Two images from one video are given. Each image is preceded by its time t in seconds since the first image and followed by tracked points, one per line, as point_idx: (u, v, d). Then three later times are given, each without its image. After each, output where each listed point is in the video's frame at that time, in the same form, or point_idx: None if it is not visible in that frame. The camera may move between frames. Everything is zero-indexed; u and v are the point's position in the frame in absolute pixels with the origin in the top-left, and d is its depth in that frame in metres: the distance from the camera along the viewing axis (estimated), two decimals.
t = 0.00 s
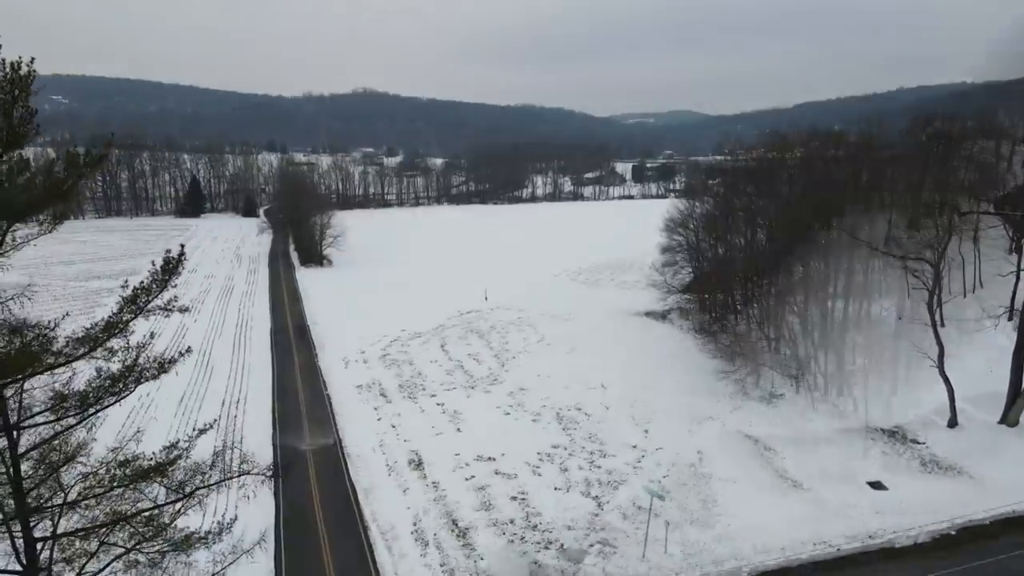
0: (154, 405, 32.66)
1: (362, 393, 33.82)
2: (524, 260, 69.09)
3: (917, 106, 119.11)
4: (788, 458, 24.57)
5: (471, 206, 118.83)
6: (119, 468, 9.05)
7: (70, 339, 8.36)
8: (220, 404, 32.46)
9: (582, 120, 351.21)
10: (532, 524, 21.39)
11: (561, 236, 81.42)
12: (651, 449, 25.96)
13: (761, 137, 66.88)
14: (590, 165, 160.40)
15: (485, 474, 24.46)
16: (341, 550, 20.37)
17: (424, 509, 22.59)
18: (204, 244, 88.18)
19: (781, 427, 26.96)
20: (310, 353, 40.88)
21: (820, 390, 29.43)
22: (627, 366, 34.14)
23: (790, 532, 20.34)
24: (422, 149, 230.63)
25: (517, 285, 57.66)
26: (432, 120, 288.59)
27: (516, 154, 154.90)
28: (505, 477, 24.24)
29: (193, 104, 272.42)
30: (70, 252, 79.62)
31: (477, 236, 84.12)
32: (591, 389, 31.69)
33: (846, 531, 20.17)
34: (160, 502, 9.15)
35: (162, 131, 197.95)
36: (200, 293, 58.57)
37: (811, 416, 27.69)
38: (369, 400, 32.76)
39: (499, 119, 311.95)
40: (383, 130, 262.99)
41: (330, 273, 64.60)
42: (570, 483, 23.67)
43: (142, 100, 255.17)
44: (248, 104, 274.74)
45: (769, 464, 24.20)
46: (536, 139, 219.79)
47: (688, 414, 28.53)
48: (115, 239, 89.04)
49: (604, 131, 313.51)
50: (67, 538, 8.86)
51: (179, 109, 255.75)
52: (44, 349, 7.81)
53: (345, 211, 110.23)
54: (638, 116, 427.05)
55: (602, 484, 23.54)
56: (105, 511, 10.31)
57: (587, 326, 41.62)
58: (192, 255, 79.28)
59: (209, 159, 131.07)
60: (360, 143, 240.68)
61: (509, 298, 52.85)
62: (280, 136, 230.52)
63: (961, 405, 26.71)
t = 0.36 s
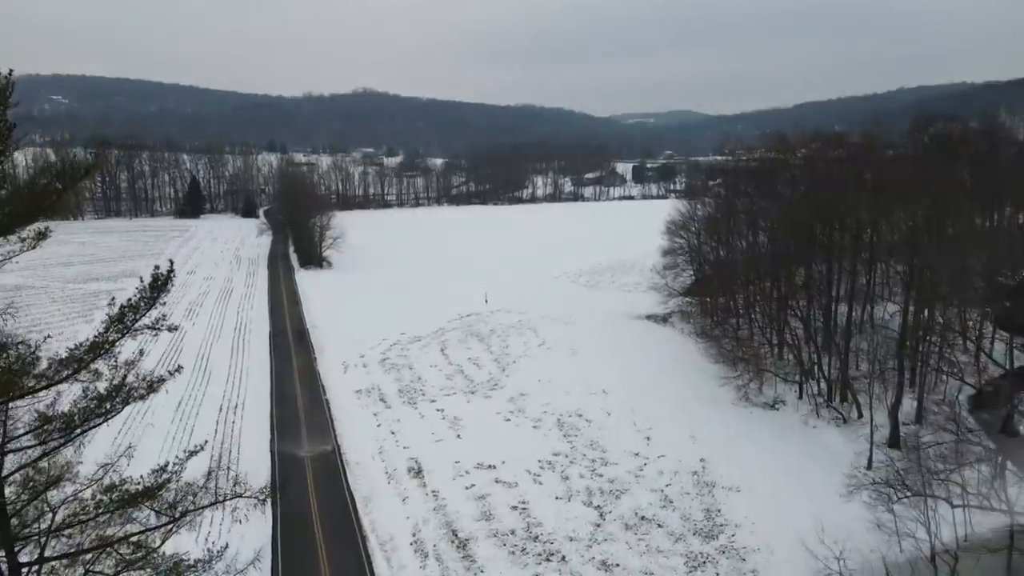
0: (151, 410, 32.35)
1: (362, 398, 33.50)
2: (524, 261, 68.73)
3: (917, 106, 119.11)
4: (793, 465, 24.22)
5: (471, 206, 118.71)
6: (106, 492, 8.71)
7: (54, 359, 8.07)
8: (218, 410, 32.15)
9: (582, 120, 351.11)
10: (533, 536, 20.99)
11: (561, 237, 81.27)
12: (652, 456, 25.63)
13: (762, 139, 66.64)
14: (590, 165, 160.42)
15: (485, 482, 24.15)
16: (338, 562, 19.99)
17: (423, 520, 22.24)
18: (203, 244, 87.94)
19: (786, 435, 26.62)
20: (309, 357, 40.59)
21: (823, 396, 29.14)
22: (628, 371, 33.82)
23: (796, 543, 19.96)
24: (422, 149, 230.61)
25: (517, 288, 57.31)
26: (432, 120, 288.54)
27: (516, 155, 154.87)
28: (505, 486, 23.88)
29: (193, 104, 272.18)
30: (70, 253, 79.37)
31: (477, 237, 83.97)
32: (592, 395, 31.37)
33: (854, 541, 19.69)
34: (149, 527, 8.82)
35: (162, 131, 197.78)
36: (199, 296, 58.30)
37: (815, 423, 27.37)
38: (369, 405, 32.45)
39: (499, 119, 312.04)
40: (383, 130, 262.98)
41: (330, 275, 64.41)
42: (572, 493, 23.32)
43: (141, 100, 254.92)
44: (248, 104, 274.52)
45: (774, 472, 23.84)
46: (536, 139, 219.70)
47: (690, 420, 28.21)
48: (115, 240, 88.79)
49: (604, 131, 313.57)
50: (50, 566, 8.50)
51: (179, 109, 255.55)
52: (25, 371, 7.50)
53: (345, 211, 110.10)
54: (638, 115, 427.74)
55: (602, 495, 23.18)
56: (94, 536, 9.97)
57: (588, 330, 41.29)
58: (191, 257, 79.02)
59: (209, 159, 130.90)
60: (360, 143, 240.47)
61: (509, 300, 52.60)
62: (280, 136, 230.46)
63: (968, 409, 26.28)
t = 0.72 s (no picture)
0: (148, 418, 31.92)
1: (360, 404, 33.10)
2: (525, 264, 68.21)
3: (919, 106, 118.51)
4: (797, 476, 23.80)
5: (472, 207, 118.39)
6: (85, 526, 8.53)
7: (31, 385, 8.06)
8: (215, 417, 31.82)
9: (583, 120, 350.48)
10: (534, 549, 20.61)
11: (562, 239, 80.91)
12: (654, 464, 25.24)
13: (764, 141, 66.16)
14: (590, 166, 160.10)
15: (486, 493, 23.78)
16: None
17: (422, 532, 21.89)
18: (203, 246, 87.54)
19: (790, 443, 26.30)
20: (307, 362, 40.22)
21: (827, 403, 28.80)
22: (630, 377, 33.42)
23: (804, 557, 19.56)
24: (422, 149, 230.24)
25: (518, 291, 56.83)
26: (433, 120, 288.21)
27: (516, 155, 154.54)
28: (505, 496, 23.50)
29: (192, 104, 271.79)
30: (68, 254, 78.98)
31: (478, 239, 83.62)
32: (594, 402, 30.97)
33: (860, 554, 19.26)
34: (128, 563, 8.60)
35: (162, 131, 197.30)
36: (198, 299, 57.94)
37: (820, 431, 27.00)
38: (367, 412, 32.06)
39: (499, 119, 311.72)
40: (383, 130, 262.61)
41: (330, 277, 64.06)
42: (573, 503, 22.95)
43: (141, 100, 254.46)
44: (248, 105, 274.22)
45: (781, 483, 23.39)
46: (536, 140, 219.15)
47: (693, 428, 27.80)
48: (114, 241, 88.44)
49: (605, 131, 313.36)
50: None
51: (178, 109, 255.17)
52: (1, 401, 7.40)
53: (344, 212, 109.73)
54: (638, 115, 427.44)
55: (605, 503, 22.85)
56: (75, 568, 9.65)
57: (590, 335, 40.84)
58: (191, 258, 78.68)
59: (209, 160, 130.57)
60: (361, 143, 240.18)
61: (510, 304, 52.20)
62: (280, 136, 230.03)
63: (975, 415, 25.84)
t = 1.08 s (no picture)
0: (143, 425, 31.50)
1: (358, 411, 32.67)
2: (525, 266, 67.73)
3: (920, 106, 118.01)
4: (803, 488, 23.34)
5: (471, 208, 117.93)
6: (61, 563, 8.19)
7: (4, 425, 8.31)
8: (211, 425, 31.41)
9: (583, 120, 349.97)
10: (537, 566, 20.13)
11: (562, 241, 80.44)
12: (657, 475, 24.80)
13: (766, 143, 65.69)
14: (590, 167, 159.78)
15: (486, 504, 23.36)
16: None
17: (421, 545, 21.46)
18: (201, 247, 87.13)
19: (793, 452, 25.90)
20: (305, 366, 39.76)
21: (832, 411, 28.38)
22: (631, 383, 32.94)
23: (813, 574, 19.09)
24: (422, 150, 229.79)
25: (518, 293, 56.35)
26: (432, 121, 287.86)
27: (516, 156, 154.16)
28: (506, 509, 23.05)
29: (192, 104, 271.34)
30: (66, 256, 78.54)
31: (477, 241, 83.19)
32: (595, 408, 30.55)
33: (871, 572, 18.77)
34: None
35: (161, 130, 196.79)
36: (195, 301, 57.51)
37: (825, 440, 26.56)
38: (365, 419, 31.64)
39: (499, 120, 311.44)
40: (383, 130, 262.25)
41: (328, 280, 63.60)
42: (575, 515, 22.52)
43: (141, 100, 254.12)
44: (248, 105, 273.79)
45: (787, 495, 22.93)
46: (537, 140, 219.21)
47: (696, 437, 27.38)
48: (112, 242, 87.99)
49: (605, 131, 313.06)
50: None
51: (178, 109, 254.79)
52: None
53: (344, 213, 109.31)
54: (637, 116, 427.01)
55: (608, 515, 22.42)
56: None
57: (591, 339, 40.36)
58: (189, 260, 78.29)
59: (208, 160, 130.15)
60: (360, 143, 239.80)
61: (510, 306, 51.76)
62: (279, 136, 229.63)
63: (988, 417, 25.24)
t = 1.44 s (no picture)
0: (138, 432, 31.10)
1: (357, 418, 32.20)
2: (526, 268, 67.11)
3: (924, 106, 117.25)
4: (809, 500, 22.91)
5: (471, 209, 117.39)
6: None
7: None
8: (207, 432, 30.98)
9: (584, 120, 349.33)
10: None
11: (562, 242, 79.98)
12: (660, 485, 24.34)
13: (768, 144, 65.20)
14: (591, 168, 159.31)
15: (486, 516, 22.91)
16: None
17: (420, 559, 21.00)
18: (200, 248, 86.71)
19: (796, 462, 25.48)
20: (304, 371, 39.30)
21: (837, 419, 27.91)
22: (633, 390, 32.46)
23: None
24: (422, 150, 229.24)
25: (518, 296, 55.89)
26: (433, 121, 287.37)
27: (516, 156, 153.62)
28: (507, 521, 22.58)
29: (192, 104, 270.84)
30: (64, 257, 78.06)
31: (478, 242, 82.69)
32: (597, 416, 30.05)
33: None
34: None
35: (160, 130, 196.28)
36: (194, 304, 57.07)
37: (831, 450, 26.12)
38: (364, 426, 31.15)
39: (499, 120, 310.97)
40: (383, 130, 261.75)
41: (327, 282, 63.15)
42: (578, 527, 22.07)
43: (141, 100, 253.69)
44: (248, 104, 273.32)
45: (793, 507, 22.48)
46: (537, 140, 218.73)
47: (699, 446, 26.90)
48: (110, 243, 87.54)
49: (605, 131, 312.49)
50: None
51: (178, 109, 254.34)
52: None
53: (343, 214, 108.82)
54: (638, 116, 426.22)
55: (610, 528, 21.96)
56: None
57: (593, 344, 39.92)
58: (188, 261, 77.90)
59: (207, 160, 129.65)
60: (360, 143, 239.25)
61: (511, 309, 51.30)
62: (279, 135, 229.05)
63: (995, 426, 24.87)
